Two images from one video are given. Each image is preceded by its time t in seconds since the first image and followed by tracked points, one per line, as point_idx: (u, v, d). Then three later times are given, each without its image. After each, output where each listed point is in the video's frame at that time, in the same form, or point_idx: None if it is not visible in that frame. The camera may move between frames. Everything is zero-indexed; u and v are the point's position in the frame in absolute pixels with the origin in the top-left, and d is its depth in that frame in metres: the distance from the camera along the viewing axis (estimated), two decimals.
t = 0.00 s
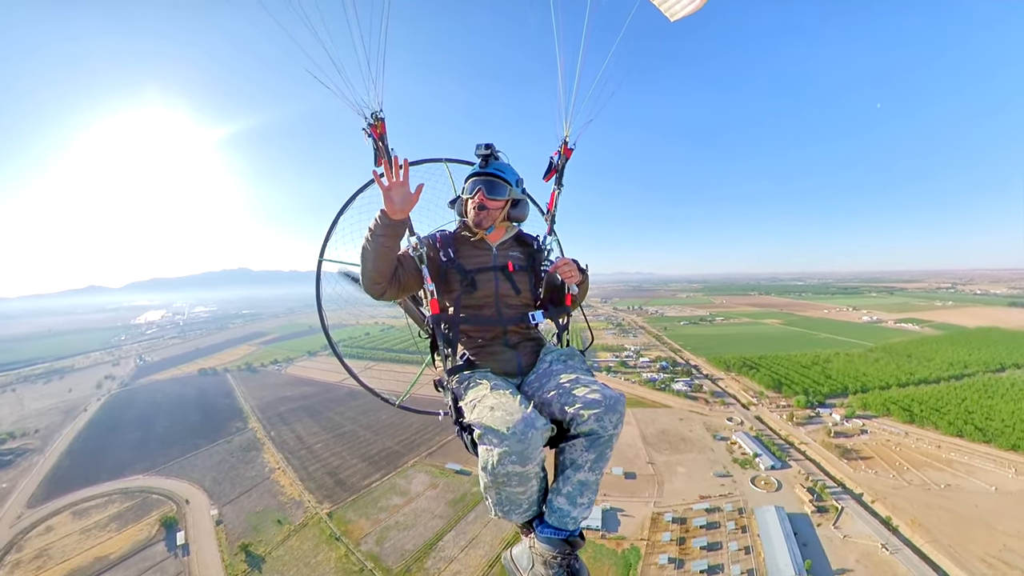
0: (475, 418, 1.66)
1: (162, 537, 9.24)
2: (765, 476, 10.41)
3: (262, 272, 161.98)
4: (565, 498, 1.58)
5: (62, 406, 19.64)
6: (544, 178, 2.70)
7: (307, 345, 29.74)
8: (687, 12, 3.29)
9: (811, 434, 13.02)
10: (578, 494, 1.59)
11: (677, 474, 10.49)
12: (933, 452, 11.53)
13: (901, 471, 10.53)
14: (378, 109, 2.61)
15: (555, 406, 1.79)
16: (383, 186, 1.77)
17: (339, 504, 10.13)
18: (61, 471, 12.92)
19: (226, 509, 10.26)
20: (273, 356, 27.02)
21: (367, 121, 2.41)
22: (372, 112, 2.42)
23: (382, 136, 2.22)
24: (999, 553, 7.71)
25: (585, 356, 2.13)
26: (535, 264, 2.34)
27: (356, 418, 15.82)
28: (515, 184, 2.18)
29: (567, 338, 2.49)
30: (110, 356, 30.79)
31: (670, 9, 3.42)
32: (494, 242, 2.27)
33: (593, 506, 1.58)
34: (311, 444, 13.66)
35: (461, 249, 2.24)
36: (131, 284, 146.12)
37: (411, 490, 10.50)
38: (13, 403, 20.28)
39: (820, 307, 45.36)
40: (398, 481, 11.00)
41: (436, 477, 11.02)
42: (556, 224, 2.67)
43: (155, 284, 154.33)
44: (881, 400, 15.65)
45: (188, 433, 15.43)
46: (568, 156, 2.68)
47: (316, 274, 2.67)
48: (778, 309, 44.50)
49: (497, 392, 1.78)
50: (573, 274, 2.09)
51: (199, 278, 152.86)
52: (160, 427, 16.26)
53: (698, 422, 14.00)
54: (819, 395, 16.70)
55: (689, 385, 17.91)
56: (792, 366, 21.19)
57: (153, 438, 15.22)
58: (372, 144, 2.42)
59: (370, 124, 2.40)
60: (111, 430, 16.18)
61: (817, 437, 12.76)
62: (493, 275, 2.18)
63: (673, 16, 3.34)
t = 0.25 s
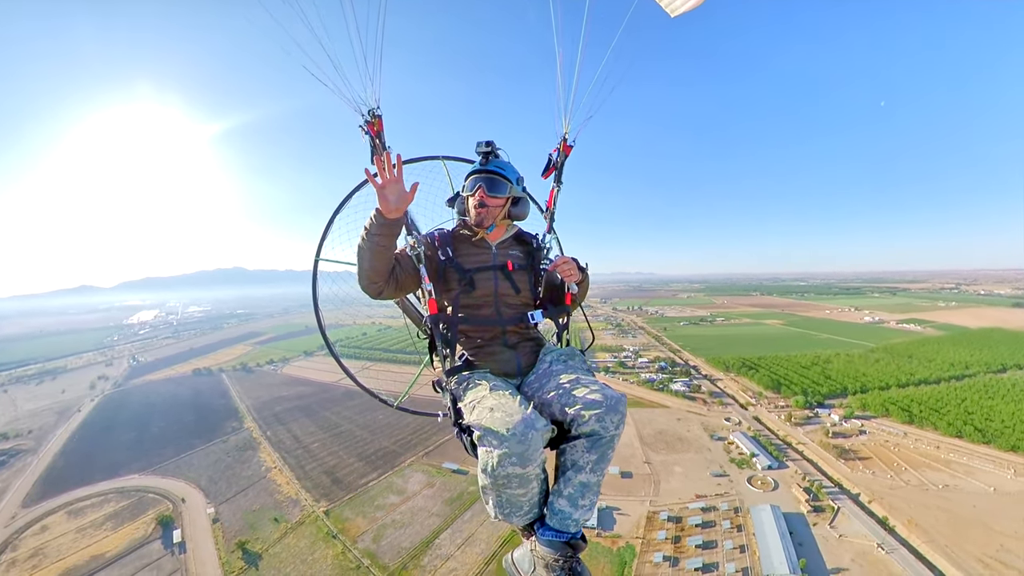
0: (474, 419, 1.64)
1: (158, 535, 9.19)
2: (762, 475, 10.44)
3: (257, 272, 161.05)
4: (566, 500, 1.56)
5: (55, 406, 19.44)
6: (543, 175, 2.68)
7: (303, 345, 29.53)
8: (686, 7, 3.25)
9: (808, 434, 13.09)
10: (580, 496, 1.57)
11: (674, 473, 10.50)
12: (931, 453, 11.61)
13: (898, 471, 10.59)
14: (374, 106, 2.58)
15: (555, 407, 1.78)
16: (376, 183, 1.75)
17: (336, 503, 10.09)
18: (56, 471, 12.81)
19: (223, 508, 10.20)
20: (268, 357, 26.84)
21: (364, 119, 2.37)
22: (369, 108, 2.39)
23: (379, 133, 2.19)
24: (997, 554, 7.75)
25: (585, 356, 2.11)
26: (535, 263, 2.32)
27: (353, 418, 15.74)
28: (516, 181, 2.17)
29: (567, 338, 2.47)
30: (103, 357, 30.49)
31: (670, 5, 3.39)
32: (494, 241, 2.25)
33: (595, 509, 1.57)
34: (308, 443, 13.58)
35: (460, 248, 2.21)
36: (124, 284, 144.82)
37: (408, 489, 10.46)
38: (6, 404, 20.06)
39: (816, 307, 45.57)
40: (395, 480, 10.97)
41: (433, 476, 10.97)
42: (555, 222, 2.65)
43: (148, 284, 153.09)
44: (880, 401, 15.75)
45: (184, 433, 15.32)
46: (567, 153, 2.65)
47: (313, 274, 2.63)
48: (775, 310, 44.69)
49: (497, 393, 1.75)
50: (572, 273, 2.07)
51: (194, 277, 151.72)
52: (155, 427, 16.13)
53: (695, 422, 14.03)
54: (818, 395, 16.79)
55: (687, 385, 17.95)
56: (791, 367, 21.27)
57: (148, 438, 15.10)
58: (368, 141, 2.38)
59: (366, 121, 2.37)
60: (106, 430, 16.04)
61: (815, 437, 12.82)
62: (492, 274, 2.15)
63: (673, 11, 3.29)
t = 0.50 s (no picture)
0: (477, 420, 1.63)
1: (159, 532, 9.21)
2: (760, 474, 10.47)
3: (256, 271, 160.52)
4: (569, 501, 1.55)
5: (53, 405, 19.36)
6: (545, 173, 2.67)
7: (301, 345, 29.44)
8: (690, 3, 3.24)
9: (807, 434, 13.12)
10: (582, 497, 1.56)
11: (672, 472, 10.53)
12: (930, 453, 11.65)
13: (897, 471, 10.63)
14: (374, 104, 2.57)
15: (558, 407, 1.77)
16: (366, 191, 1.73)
17: (335, 500, 10.10)
18: (56, 469, 12.77)
19: (223, 505, 10.20)
20: (267, 356, 26.78)
21: (364, 116, 2.36)
22: (369, 106, 2.37)
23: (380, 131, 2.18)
24: (996, 553, 7.77)
25: (588, 356, 2.10)
26: (538, 261, 2.30)
27: (352, 417, 15.71)
28: (521, 180, 2.16)
29: (569, 337, 2.46)
30: (101, 356, 30.37)
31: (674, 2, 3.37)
32: (498, 240, 2.23)
33: (597, 510, 1.55)
34: (307, 442, 13.57)
35: (463, 247, 2.20)
36: (122, 282, 144.27)
37: (407, 487, 10.46)
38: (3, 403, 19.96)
39: (815, 307, 45.70)
40: (394, 478, 10.95)
41: (432, 474, 10.97)
42: (557, 220, 2.64)
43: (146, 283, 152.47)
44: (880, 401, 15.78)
45: (183, 431, 15.28)
46: (570, 150, 2.64)
47: (312, 273, 2.61)
48: (775, 310, 44.74)
49: (499, 393, 1.74)
50: (576, 272, 2.06)
51: (192, 276, 151.17)
52: (154, 426, 16.09)
53: (694, 422, 14.05)
54: (818, 395, 16.82)
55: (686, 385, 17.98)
56: (791, 367, 21.29)
57: (147, 436, 15.07)
58: (369, 139, 2.37)
59: (367, 119, 2.35)
60: (105, 429, 15.99)
61: (814, 437, 12.86)
62: (495, 273, 2.14)
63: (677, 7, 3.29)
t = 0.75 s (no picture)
0: (479, 418, 1.62)
1: (163, 528, 9.29)
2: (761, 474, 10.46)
3: (258, 270, 160.62)
4: (571, 502, 1.54)
5: (58, 404, 19.45)
6: (551, 169, 2.65)
7: (303, 344, 29.45)
8: None
9: (810, 434, 13.11)
10: (585, 498, 1.54)
11: (673, 470, 10.53)
12: (934, 454, 11.61)
13: (900, 472, 10.61)
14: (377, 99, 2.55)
15: (562, 407, 1.75)
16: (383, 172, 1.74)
17: (338, 496, 10.13)
18: (61, 465, 12.84)
19: (227, 501, 10.26)
20: (270, 355, 26.83)
21: (367, 112, 2.35)
22: (372, 102, 2.36)
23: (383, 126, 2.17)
24: (997, 556, 7.76)
25: (592, 355, 2.08)
26: (542, 259, 2.28)
27: (355, 415, 15.74)
28: (525, 177, 2.14)
29: (574, 336, 2.44)
30: (105, 355, 30.47)
31: None
32: (503, 236, 2.22)
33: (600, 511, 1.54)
34: (310, 439, 13.60)
35: (468, 244, 2.19)
36: (124, 281, 144.45)
37: (409, 483, 10.48)
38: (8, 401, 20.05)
39: (819, 307, 45.60)
40: (397, 474, 10.97)
41: (434, 470, 10.98)
42: (562, 217, 2.62)
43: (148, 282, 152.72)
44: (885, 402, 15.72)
45: (187, 429, 15.33)
46: (575, 147, 2.62)
47: (315, 271, 2.61)
48: (779, 310, 44.60)
49: (502, 392, 1.73)
50: (581, 270, 2.04)
51: (193, 276, 151.18)
52: (158, 423, 16.15)
53: (697, 421, 14.05)
54: (822, 396, 16.79)
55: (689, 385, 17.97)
56: (795, 367, 21.24)
57: (151, 433, 15.12)
58: (372, 134, 2.35)
59: (369, 115, 2.34)
60: (109, 426, 16.06)
61: (817, 437, 12.85)
62: (499, 271, 2.13)
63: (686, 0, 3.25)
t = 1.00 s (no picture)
0: (483, 418, 1.62)
1: (168, 523, 9.35)
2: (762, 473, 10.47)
3: (259, 270, 160.77)
4: (574, 503, 1.54)
5: (61, 402, 19.51)
6: (555, 167, 2.64)
7: (306, 343, 29.50)
8: None
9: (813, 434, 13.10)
10: (589, 499, 1.54)
11: (674, 469, 10.54)
12: (938, 455, 11.59)
13: (902, 472, 10.60)
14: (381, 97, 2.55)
15: (566, 407, 1.75)
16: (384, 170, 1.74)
17: (341, 493, 10.17)
18: (66, 462, 12.90)
19: (230, 497, 10.30)
20: (273, 354, 26.88)
21: (370, 110, 2.35)
22: (376, 99, 2.36)
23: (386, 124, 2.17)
24: (999, 556, 7.75)
25: (597, 355, 2.08)
26: (547, 257, 2.27)
27: (358, 414, 15.76)
28: (530, 174, 2.14)
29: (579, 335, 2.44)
30: (108, 355, 30.53)
31: None
32: (507, 235, 2.22)
33: (603, 511, 1.54)
34: (313, 438, 13.63)
35: (472, 242, 2.18)
36: (126, 281, 144.80)
37: (411, 481, 10.50)
38: (12, 400, 20.12)
39: (821, 307, 45.50)
40: (399, 472, 10.99)
41: (436, 469, 11.00)
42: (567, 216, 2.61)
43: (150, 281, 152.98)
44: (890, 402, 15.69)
45: (190, 427, 15.38)
46: (580, 144, 2.62)
47: (318, 271, 2.61)
48: (782, 309, 44.47)
49: (506, 391, 1.73)
50: (586, 269, 2.04)
51: (194, 275, 151.40)
52: (162, 421, 16.21)
53: (699, 421, 14.05)
54: (826, 396, 16.76)
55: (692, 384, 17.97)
56: (799, 367, 21.19)
57: (155, 431, 15.17)
58: (374, 132, 2.35)
59: (373, 112, 2.34)
60: (113, 424, 16.12)
61: (819, 437, 12.84)
62: (503, 269, 2.13)
63: None
